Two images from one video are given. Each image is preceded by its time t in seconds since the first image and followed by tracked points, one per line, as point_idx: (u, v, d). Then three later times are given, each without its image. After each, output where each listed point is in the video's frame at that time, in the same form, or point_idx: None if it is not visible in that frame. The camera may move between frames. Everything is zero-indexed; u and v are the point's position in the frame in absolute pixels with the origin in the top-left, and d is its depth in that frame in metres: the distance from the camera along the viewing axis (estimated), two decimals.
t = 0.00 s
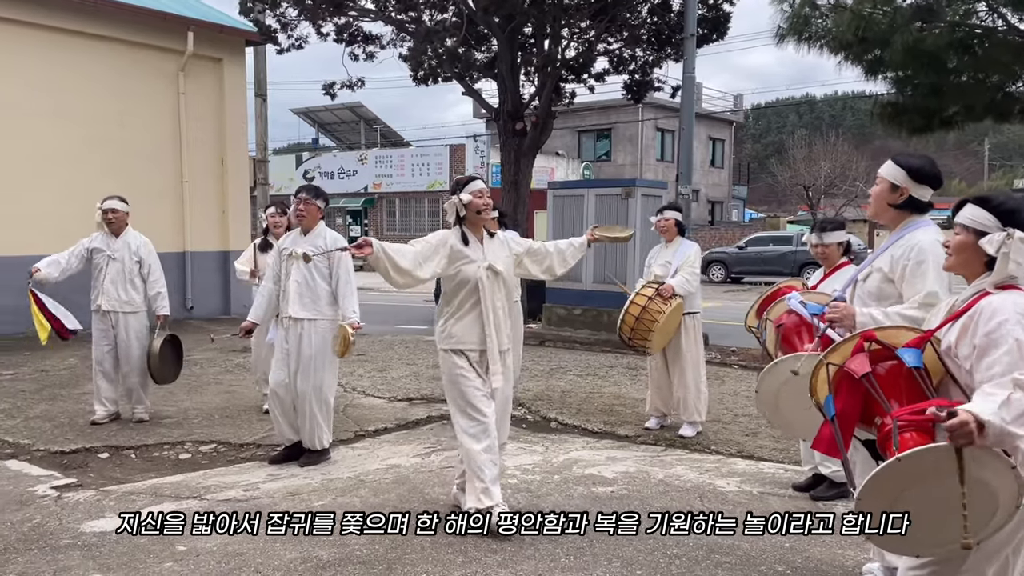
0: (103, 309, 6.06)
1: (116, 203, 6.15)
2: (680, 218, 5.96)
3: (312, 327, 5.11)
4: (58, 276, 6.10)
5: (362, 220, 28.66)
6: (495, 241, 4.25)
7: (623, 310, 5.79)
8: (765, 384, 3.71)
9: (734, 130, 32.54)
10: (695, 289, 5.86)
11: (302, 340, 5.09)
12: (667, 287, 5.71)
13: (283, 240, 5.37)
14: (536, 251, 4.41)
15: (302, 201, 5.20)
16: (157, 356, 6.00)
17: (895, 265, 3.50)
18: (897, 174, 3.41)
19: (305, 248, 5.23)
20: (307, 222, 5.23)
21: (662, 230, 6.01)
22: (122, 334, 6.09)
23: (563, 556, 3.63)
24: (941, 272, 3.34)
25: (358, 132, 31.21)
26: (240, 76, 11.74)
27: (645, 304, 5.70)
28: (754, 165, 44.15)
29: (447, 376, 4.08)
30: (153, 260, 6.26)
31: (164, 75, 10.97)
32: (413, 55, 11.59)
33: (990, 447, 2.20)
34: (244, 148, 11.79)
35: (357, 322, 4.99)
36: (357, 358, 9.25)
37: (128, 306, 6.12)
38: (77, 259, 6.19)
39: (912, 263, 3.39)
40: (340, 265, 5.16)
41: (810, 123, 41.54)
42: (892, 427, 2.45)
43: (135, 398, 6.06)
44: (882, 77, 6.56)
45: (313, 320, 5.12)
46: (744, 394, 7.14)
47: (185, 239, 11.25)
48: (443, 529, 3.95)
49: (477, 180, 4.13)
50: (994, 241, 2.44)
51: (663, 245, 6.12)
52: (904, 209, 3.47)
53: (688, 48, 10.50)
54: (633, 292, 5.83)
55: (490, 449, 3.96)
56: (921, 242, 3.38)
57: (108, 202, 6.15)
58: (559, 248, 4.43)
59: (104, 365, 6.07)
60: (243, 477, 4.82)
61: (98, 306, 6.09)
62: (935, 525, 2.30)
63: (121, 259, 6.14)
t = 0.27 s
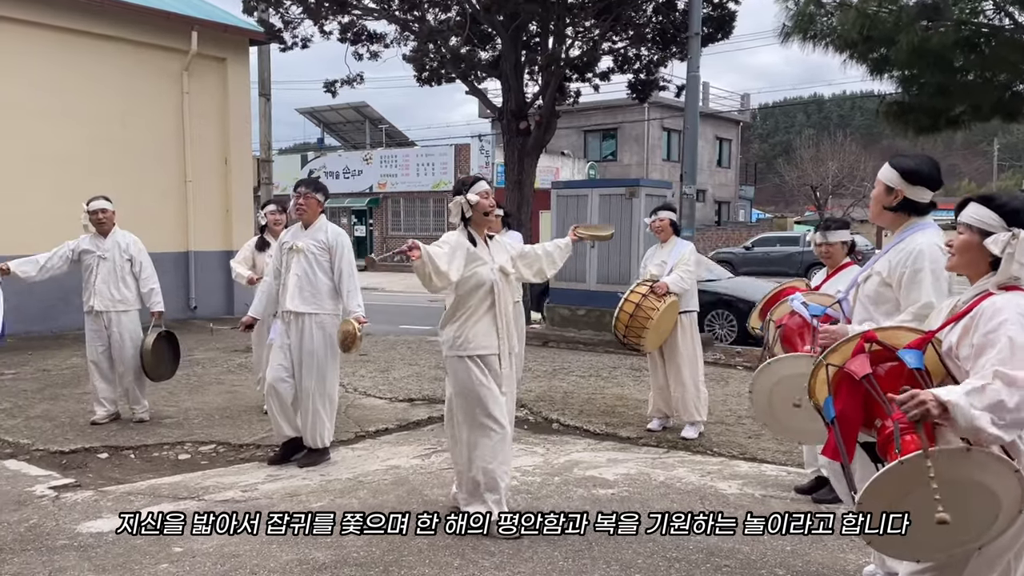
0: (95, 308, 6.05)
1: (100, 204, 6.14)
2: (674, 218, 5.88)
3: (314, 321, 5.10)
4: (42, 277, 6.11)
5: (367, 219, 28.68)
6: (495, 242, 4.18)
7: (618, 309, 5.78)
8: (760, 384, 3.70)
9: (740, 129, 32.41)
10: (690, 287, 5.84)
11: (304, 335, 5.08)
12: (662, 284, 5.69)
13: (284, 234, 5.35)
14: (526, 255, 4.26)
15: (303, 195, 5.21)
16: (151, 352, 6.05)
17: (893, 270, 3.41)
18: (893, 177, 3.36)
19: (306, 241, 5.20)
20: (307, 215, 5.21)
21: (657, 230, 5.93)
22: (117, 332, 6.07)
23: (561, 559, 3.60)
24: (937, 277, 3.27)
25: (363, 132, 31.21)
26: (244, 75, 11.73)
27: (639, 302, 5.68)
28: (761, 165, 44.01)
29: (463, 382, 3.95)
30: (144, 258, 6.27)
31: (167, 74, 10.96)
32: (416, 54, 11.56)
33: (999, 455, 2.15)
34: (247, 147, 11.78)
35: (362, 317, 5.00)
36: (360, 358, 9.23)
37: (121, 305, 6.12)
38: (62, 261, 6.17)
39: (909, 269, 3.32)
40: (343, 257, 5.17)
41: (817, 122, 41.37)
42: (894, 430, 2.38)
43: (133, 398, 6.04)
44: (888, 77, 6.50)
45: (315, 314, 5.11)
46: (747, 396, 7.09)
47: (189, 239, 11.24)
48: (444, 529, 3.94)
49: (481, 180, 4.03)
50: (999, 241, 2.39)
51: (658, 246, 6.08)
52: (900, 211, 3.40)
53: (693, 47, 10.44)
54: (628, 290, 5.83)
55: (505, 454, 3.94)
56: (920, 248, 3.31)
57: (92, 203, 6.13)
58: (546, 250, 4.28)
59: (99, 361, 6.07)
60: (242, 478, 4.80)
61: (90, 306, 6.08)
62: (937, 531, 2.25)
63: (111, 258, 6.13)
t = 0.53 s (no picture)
0: (94, 309, 6.05)
1: (93, 204, 6.10)
2: (673, 218, 5.87)
3: (316, 319, 5.09)
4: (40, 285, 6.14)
5: (373, 219, 28.73)
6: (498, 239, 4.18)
7: (616, 308, 5.78)
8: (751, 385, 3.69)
9: (746, 129, 32.33)
10: (689, 286, 5.82)
11: (306, 333, 5.07)
12: (659, 284, 5.68)
13: (285, 233, 5.34)
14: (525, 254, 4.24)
15: (305, 191, 5.20)
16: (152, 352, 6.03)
17: (891, 270, 3.41)
18: (895, 176, 3.33)
19: (307, 240, 5.19)
20: (308, 212, 5.22)
21: (656, 230, 5.92)
22: (116, 333, 6.07)
23: (560, 560, 3.59)
24: (931, 278, 3.24)
25: (368, 132, 31.23)
26: (248, 76, 11.75)
27: (637, 302, 5.68)
28: (768, 165, 43.90)
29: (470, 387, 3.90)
30: (140, 257, 6.28)
31: (172, 74, 10.97)
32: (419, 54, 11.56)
33: (1001, 460, 2.10)
34: (252, 147, 11.79)
35: (364, 314, 5.04)
36: (363, 358, 9.23)
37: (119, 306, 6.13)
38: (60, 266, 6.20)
39: (903, 269, 3.31)
40: (344, 255, 5.17)
41: (824, 122, 41.23)
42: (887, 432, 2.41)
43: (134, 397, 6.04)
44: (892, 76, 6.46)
45: (317, 312, 5.10)
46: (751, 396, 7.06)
47: (193, 239, 11.27)
48: (443, 529, 3.94)
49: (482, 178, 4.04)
50: (999, 242, 2.38)
51: (656, 246, 6.05)
52: (903, 212, 3.38)
53: (697, 47, 10.40)
54: (627, 290, 5.83)
55: (509, 455, 3.93)
56: (916, 248, 3.29)
57: (85, 204, 6.10)
58: (538, 249, 4.10)
59: (98, 361, 6.07)
60: (242, 478, 4.80)
61: (89, 307, 6.08)
62: (933, 532, 2.23)
63: (108, 259, 6.13)
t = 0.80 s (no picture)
0: (98, 310, 6.06)
1: (98, 205, 6.14)
2: (676, 218, 5.85)
3: (318, 323, 5.10)
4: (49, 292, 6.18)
5: (377, 219, 28.78)
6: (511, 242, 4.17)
7: (618, 308, 5.78)
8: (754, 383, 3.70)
9: (751, 129, 32.29)
10: (691, 285, 5.81)
11: (308, 337, 5.08)
12: (660, 284, 5.68)
13: (287, 234, 5.34)
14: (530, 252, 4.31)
15: (309, 193, 5.21)
16: (161, 354, 6.06)
17: (895, 270, 3.41)
18: (899, 178, 3.34)
19: (310, 243, 5.20)
20: (312, 214, 5.22)
21: (658, 230, 5.92)
22: (120, 333, 6.09)
23: (563, 560, 3.59)
24: (936, 278, 3.22)
25: (373, 133, 31.28)
26: (253, 76, 11.77)
27: (638, 302, 5.68)
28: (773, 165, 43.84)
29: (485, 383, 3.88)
30: (143, 258, 6.32)
31: (176, 75, 11.00)
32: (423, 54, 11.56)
33: (1002, 460, 2.10)
34: (256, 148, 11.81)
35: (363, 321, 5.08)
36: (367, 358, 9.24)
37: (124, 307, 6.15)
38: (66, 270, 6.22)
39: (908, 269, 3.30)
40: (345, 260, 5.18)
41: (829, 122, 41.14)
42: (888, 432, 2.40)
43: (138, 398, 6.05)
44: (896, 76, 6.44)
45: (318, 316, 5.11)
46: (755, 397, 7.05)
47: (198, 239, 11.30)
48: (443, 529, 3.94)
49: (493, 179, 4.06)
50: (999, 242, 2.38)
51: (658, 246, 6.05)
52: (907, 213, 3.38)
53: (701, 46, 10.40)
54: (628, 290, 5.84)
55: (521, 459, 3.92)
56: (920, 248, 3.28)
57: (89, 205, 6.13)
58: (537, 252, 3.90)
59: (101, 362, 6.08)
60: (245, 478, 4.81)
61: (93, 309, 6.09)
62: (933, 532, 2.23)
63: (112, 261, 6.16)
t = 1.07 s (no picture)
0: (107, 311, 6.10)
1: (109, 205, 6.17)
2: (681, 220, 5.88)
3: (317, 327, 5.10)
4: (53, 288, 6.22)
5: (380, 220, 28.82)
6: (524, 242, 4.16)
7: (622, 308, 5.78)
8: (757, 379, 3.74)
9: (754, 129, 32.27)
10: (697, 287, 5.82)
11: (307, 340, 5.08)
12: (665, 285, 5.67)
13: (286, 238, 5.35)
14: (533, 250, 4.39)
15: (307, 198, 5.23)
16: (171, 356, 6.07)
17: (898, 272, 3.40)
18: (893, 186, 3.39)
19: (309, 247, 5.21)
20: (310, 218, 5.23)
21: (663, 231, 5.93)
22: (129, 333, 6.12)
23: (567, 560, 3.59)
24: (940, 277, 3.21)
25: (376, 133, 31.33)
26: (256, 77, 11.78)
27: (642, 302, 5.68)
28: (776, 165, 43.83)
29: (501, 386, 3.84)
30: (152, 258, 6.35)
31: (179, 76, 11.01)
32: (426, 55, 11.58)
33: (1004, 460, 2.10)
34: (260, 149, 11.83)
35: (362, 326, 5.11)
36: (371, 359, 9.25)
37: (133, 307, 6.19)
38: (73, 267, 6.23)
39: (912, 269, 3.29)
40: (344, 264, 5.20)
41: (832, 122, 41.11)
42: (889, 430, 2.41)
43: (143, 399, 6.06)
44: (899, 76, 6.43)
45: (317, 319, 5.11)
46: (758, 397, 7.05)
47: (202, 240, 11.32)
48: (443, 529, 3.96)
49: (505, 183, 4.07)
50: (999, 242, 2.37)
51: (664, 247, 6.05)
52: (904, 219, 3.41)
53: (704, 46, 10.39)
54: (633, 290, 5.84)
55: (534, 465, 3.86)
56: (924, 249, 3.28)
57: (101, 205, 6.16)
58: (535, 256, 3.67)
59: (109, 363, 6.10)
60: (249, 478, 4.82)
61: (101, 309, 6.12)
62: (934, 529, 2.23)
63: (121, 261, 6.19)
